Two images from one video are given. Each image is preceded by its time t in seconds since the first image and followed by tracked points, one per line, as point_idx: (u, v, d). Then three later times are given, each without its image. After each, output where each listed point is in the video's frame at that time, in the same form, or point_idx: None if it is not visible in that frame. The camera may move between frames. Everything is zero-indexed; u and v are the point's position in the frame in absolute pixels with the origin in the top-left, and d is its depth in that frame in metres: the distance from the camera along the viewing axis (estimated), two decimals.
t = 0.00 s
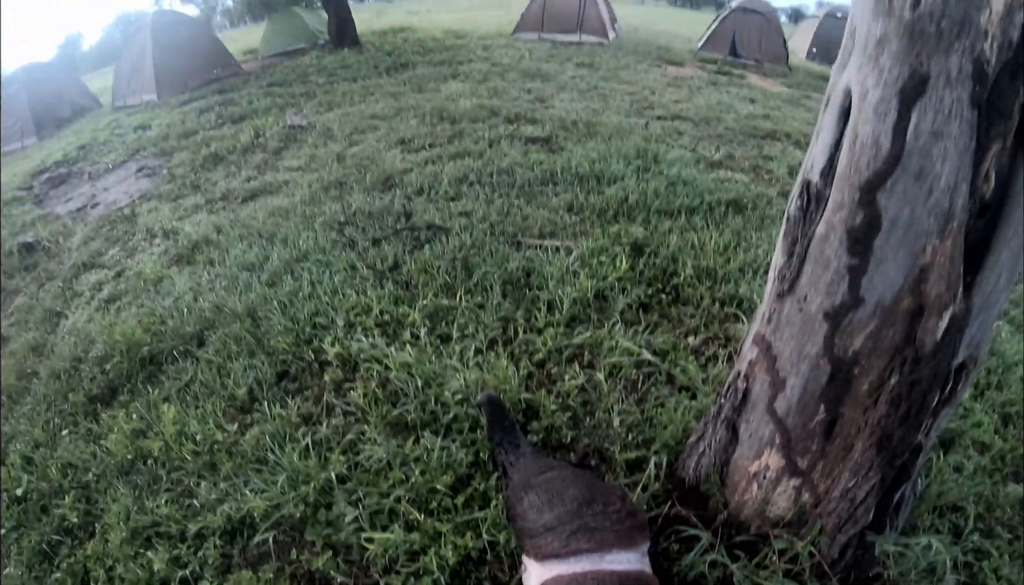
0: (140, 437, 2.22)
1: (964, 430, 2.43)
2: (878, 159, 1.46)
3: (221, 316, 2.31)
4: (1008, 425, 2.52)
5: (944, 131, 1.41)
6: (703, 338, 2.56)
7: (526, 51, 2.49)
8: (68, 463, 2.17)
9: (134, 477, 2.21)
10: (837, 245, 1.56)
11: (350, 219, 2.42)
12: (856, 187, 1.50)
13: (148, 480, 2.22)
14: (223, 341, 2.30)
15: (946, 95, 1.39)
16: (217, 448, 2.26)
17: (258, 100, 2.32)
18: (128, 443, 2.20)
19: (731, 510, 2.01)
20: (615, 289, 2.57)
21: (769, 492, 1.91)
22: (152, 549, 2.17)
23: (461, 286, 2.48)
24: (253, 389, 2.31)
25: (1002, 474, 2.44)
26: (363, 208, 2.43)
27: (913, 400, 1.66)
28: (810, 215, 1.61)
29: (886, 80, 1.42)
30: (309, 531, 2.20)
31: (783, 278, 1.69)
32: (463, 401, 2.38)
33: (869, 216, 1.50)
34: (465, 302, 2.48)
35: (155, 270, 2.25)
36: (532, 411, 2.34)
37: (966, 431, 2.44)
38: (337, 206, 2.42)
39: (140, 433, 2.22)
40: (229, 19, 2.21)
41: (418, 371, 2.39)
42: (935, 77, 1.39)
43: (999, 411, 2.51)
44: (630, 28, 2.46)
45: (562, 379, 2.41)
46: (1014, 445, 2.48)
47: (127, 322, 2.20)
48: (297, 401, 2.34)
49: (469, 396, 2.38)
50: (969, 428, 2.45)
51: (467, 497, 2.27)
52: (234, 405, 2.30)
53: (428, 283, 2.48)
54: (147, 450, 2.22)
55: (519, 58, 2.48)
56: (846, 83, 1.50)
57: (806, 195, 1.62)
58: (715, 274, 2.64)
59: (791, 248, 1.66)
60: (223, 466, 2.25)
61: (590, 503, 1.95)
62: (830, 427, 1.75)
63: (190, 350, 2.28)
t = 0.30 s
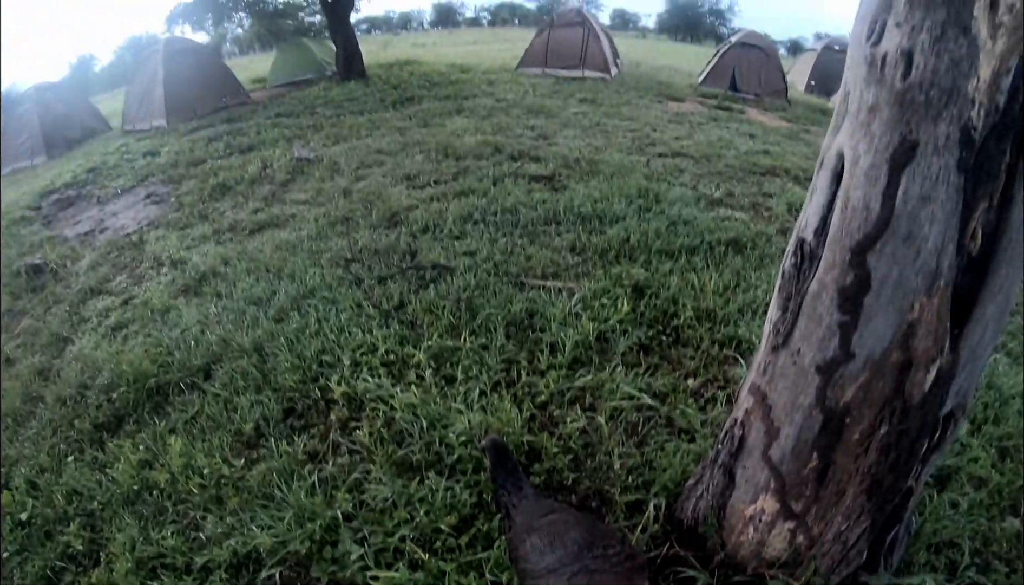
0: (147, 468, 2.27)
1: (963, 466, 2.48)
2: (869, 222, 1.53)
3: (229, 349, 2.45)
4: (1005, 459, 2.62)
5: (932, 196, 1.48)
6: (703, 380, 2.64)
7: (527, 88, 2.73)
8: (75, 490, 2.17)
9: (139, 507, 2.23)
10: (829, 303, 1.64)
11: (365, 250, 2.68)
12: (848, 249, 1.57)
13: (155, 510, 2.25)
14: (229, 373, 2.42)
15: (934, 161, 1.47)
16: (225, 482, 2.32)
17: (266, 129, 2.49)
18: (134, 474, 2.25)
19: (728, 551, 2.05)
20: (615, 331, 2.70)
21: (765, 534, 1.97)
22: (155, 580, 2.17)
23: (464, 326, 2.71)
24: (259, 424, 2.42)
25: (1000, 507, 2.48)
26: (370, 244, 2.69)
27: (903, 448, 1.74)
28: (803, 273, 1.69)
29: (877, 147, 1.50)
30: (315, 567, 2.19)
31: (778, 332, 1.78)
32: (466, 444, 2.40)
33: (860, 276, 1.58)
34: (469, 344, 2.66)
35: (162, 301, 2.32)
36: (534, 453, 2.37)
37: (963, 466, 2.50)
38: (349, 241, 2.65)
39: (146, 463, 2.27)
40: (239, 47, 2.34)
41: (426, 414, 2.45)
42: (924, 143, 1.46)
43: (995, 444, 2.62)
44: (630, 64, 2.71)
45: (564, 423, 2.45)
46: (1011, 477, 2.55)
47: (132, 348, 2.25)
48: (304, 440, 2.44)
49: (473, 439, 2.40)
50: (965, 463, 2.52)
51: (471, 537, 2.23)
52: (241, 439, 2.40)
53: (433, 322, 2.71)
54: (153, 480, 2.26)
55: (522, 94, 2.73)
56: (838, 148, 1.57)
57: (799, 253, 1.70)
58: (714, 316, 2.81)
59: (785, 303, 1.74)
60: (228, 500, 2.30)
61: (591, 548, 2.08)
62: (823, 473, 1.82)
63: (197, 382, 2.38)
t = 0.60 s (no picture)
0: (155, 496, 2.48)
1: (962, 493, 2.52)
2: (865, 271, 1.60)
3: (237, 381, 2.93)
4: (1010, 486, 2.67)
5: (926, 246, 1.53)
6: (707, 415, 2.64)
7: (533, 120, 3.70)
8: (82, 516, 2.45)
9: (149, 536, 2.36)
10: (827, 347, 1.70)
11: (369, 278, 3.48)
12: (845, 296, 1.64)
13: (163, 539, 2.35)
14: (239, 407, 2.80)
15: (928, 213, 1.51)
16: (234, 514, 2.39)
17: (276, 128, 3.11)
18: (143, 502, 2.43)
19: None
20: (620, 366, 2.77)
21: (766, 569, 1.98)
22: None
23: (471, 360, 2.84)
24: (268, 456, 2.57)
25: (1003, 534, 2.46)
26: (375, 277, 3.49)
27: (901, 485, 1.76)
28: (803, 319, 1.76)
29: (874, 198, 1.56)
30: None
31: (779, 374, 1.85)
32: (474, 478, 2.39)
33: (856, 322, 1.64)
34: (476, 379, 2.74)
35: (171, 330, 3.12)
36: (541, 489, 2.36)
37: (966, 494, 2.54)
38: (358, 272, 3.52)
39: (154, 492, 2.50)
40: (249, 76, 3.12)
41: (433, 449, 2.47)
42: (919, 196, 1.51)
43: (998, 471, 2.68)
44: (633, 93, 3.48)
45: (570, 459, 2.45)
46: None
47: (137, 379, 2.86)
48: (313, 473, 2.51)
49: (481, 473, 2.39)
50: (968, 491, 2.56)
51: (478, 572, 2.19)
52: (250, 472, 2.54)
53: (440, 357, 2.87)
54: (161, 509, 2.42)
55: (527, 125, 3.72)
56: (836, 199, 1.65)
57: (799, 299, 1.78)
58: (717, 350, 2.87)
59: (785, 347, 1.82)
60: (238, 532, 2.33)
61: None
62: (823, 509, 1.84)
63: (205, 413, 2.83)
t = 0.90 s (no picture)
0: (162, 519, 2.52)
1: (964, 519, 2.51)
2: (863, 312, 1.64)
3: (247, 407, 3.03)
4: (1013, 509, 2.65)
5: (923, 288, 1.57)
6: (711, 445, 2.64)
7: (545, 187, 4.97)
8: (88, 537, 2.48)
9: (155, 558, 2.38)
10: (826, 385, 1.74)
11: (377, 305, 3.63)
12: (844, 336, 1.68)
13: (169, 562, 2.36)
14: (247, 431, 2.86)
15: (924, 258, 1.55)
16: (241, 540, 2.40)
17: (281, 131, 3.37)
18: (150, 523, 2.48)
19: None
20: (625, 396, 2.81)
21: None
22: None
23: (478, 390, 2.88)
24: (275, 482, 2.59)
25: (1006, 558, 2.43)
26: (382, 306, 3.61)
27: (898, 518, 1.77)
28: (803, 357, 1.80)
29: (872, 243, 1.61)
30: None
31: (781, 411, 1.88)
32: (480, 508, 2.39)
33: (855, 361, 1.67)
34: (482, 408, 2.77)
35: (178, 356, 3.55)
36: (547, 520, 2.36)
37: (969, 520, 2.54)
38: (365, 298, 3.78)
39: (162, 514, 2.54)
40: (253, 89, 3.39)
41: (438, 478, 2.48)
42: (915, 241, 1.55)
43: (1001, 496, 2.67)
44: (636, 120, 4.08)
45: (576, 489, 2.45)
46: None
47: (148, 401, 3.10)
48: (320, 501, 2.52)
49: (487, 503, 2.40)
50: (970, 517, 2.55)
51: None
52: (258, 498, 2.57)
53: (447, 386, 2.91)
54: (168, 532, 2.44)
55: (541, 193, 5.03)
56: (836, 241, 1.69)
57: (800, 337, 1.82)
58: (722, 379, 2.92)
59: (786, 384, 1.86)
60: (246, 559, 2.32)
61: None
62: (824, 541, 1.86)
63: (213, 438, 2.92)
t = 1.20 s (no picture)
0: (177, 541, 2.54)
1: (978, 543, 2.50)
2: (870, 347, 1.69)
3: (263, 432, 3.06)
4: None
5: (928, 324, 1.62)
6: (723, 472, 2.64)
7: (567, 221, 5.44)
8: (104, 557, 2.52)
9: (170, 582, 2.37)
10: (835, 417, 1.78)
11: (392, 332, 3.70)
12: (852, 370, 1.73)
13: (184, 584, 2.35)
14: (263, 457, 2.89)
15: (929, 294, 1.61)
16: (255, 564, 2.38)
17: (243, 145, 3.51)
18: (165, 544, 2.50)
19: None
20: (637, 423, 2.83)
21: None
22: None
23: (492, 419, 2.91)
24: (291, 506, 2.61)
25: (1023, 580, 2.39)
26: (396, 332, 3.69)
27: (907, 546, 1.78)
28: (812, 391, 1.86)
29: (879, 280, 1.68)
30: None
31: (790, 442, 1.93)
32: (496, 536, 2.37)
33: (862, 395, 1.72)
34: (497, 436, 2.80)
35: (195, 379, 3.63)
36: (562, 547, 2.34)
37: (984, 543, 2.52)
38: (380, 324, 3.83)
39: (177, 537, 2.56)
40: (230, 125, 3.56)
41: (453, 505, 2.48)
42: (921, 277, 1.61)
43: (1015, 517, 2.65)
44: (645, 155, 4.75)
45: (590, 517, 2.45)
46: None
47: (165, 424, 3.22)
48: (335, 526, 2.52)
49: (502, 530, 2.37)
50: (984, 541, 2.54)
51: None
52: (274, 523, 2.56)
53: (462, 414, 2.94)
54: (184, 554, 2.45)
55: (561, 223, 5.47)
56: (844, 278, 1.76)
57: (810, 371, 1.89)
58: (734, 406, 2.95)
59: (796, 416, 1.91)
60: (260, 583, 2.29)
61: None
62: (834, 569, 1.87)
63: (229, 461, 2.94)
